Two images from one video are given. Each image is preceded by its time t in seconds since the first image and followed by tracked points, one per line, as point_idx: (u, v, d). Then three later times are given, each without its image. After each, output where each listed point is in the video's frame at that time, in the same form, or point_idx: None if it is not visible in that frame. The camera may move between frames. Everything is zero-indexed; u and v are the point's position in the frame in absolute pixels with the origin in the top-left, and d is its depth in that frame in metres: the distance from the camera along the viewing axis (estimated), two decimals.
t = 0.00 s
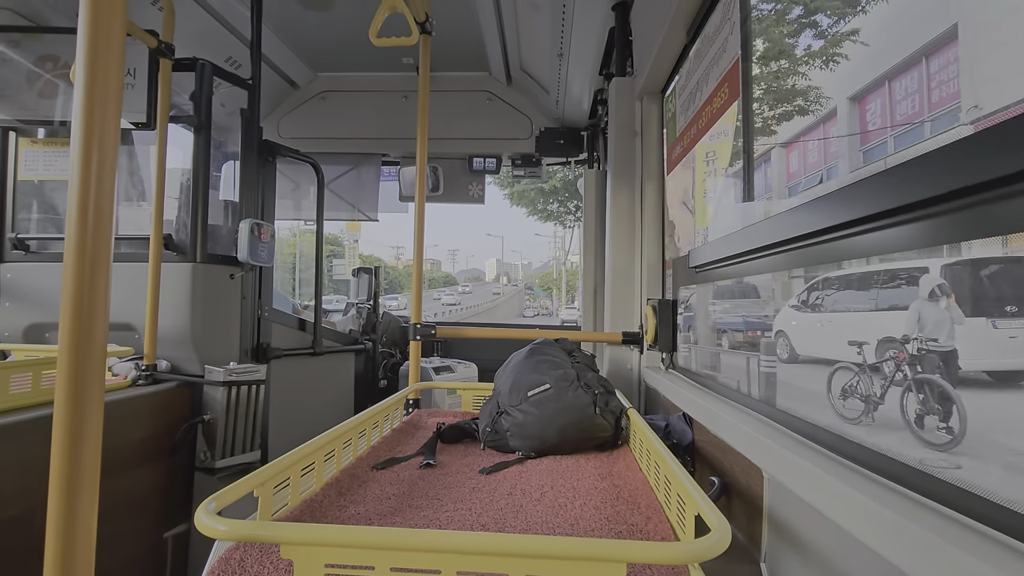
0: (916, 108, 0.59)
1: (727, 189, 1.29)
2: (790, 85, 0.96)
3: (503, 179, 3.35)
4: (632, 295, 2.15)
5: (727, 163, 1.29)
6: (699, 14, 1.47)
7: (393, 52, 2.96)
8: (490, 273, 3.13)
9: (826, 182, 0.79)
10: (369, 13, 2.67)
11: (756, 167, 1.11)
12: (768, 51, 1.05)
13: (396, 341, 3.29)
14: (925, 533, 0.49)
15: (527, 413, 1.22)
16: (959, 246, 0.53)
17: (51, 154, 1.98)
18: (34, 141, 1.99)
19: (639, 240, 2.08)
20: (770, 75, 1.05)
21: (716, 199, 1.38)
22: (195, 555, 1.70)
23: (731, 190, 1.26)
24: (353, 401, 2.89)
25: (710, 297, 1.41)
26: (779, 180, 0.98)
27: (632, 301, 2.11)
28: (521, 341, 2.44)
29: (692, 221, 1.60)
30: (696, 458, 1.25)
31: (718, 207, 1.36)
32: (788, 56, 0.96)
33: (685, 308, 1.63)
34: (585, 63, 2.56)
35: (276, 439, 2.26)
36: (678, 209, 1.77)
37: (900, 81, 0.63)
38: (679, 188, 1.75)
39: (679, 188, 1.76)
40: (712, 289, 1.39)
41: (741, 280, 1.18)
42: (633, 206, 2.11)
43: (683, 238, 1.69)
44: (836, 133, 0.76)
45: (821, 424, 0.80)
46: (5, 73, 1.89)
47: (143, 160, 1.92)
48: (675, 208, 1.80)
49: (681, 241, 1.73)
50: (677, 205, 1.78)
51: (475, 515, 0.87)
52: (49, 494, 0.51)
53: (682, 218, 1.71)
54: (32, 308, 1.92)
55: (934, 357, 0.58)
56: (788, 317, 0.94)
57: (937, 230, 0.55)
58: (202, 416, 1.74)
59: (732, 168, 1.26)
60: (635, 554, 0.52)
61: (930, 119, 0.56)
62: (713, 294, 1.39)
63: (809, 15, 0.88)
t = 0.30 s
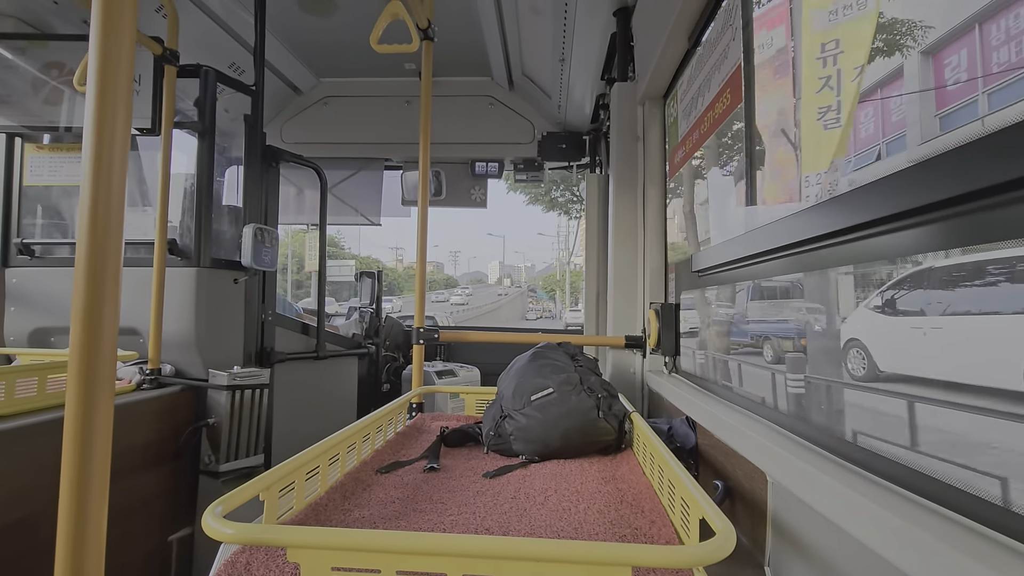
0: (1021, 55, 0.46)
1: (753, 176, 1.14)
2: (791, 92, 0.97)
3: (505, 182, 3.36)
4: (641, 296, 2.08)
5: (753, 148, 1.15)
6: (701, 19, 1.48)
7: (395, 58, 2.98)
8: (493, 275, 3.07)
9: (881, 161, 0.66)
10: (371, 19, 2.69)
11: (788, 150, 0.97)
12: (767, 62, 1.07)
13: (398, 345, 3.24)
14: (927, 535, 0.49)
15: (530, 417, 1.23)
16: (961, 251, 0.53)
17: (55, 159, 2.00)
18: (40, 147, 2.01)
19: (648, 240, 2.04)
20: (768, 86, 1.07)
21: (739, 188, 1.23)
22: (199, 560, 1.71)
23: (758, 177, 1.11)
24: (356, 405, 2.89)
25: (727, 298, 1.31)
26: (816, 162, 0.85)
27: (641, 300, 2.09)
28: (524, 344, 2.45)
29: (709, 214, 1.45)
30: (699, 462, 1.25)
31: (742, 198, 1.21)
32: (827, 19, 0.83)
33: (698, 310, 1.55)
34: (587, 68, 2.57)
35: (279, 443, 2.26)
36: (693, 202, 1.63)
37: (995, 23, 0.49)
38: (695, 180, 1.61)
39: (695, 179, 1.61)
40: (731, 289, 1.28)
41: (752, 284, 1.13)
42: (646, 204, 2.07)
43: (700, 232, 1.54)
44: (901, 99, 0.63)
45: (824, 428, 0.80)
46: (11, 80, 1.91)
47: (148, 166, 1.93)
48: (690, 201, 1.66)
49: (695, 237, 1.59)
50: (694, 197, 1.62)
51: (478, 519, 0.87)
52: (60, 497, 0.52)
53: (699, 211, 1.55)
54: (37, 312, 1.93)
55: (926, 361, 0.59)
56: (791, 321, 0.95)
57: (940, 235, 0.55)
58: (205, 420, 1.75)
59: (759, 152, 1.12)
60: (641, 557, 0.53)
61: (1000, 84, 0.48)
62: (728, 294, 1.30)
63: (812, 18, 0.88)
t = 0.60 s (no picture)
0: None
1: (772, 161, 1.03)
2: (785, 98, 0.98)
3: (504, 186, 3.37)
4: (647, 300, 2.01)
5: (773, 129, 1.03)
6: (697, 24, 1.49)
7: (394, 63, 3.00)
8: (493, 275, 3.04)
9: (930, 130, 0.55)
10: (370, 25, 2.70)
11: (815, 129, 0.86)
12: (761, 69, 1.08)
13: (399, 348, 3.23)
14: (922, 539, 0.49)
15: (529, 421, 1.23)
16: (955, 255, 0.54)
17: (57, 166, 1.96)
18: (40, 153, 1.97)
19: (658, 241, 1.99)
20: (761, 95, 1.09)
21: (756, 176, 1.11)
22: (198, 566, 1.70)
23: (778, 162, 1.00)
24: (356, 409, 2.89)
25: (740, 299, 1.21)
26: (849, 140, 0.74)
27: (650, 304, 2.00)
28: (523, 348, 2.45)
29: (722, 207, 1.33)
30: (698, 465, 1.24)
31: (759, 187, 1.10)
32: None
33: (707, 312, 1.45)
34: (585, 73, 2.58)
35: (279, 448, 2.26)
36: (703, 195, 1.51)
37: None
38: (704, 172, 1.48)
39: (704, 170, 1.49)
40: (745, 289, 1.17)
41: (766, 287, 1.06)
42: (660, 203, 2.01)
43: (711, 227, 1.42)
44: (941, 68, 0.54)
45: (820, 431, 0.81)
46: (13, 87, 1.92)
47: (148, 172, 1.94)
48: (699, 193, 1.53)
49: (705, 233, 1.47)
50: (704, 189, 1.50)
51: (477, 523, 0.87)
52: (59, 501, 0.52)
53: (710, 205, 1.44)
54: (38, 318, 1.93)
55: (920, 366, 0.59)
56: (788, 324, 0.96)
57: (938, 237, 0.55)
58: (205, 425, 1.75)
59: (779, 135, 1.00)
60: (639, 562, 0.53)
61: (1005, 76, 0.46)
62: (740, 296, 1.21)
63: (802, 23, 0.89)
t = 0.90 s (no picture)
0: None
1: (807, 130, 0.87)
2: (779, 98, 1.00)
3: (501, 184, 3.37)
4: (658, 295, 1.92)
5: (810, 94, 0.87)
6: (693, 21, 1.49)
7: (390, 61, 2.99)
8: (491, 271, 3.07)
9: None
10: (365, 23, 2.68)
11: (863, 87, 0.71)
12: (756, 70, 1.10)
13: (396, 347, 3.23)
14: (918, 535, 0.50)
15: (527, 419, 1.23)
16: (949, 251, 0.54)
17: (51, 166, 1.99)
18: (34, 153, 2.00)
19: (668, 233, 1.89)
20: (757, 96, 1.10)
21: (783, 150, 0.96)
22: (197, 567, 1.70)
23: (813, 132, 0.84)
24: (354, 408, 2.89)
25: (761, 296, 1.06)
26: (911, 98, 0.59)
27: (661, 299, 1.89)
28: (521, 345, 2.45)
29: (741, 190, 1.17)
30: (696, 462, 1.25)
31: (787, 165, 0.94)
32: None
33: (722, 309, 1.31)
34: (581, 71, 2.57)
35: (277, 448, 2.25)
36: (718, 179, 1.35)
37: None
38: (720, 155, 1.33)
39: (721, 150, 1.33)
40: (767, 285, 1.03)
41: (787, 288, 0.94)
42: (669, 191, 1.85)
43: (727, 213, 1.27)
44: None
45: (817, 428, 0.81)
46: (6, 87, 1.90)
47: (144, 172, 1.93)
48: (715, 176, 1.37)
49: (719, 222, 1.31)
50: (719, 174, 1.34)
51: (476, 522, 0.87)
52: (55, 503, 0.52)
53: (727, 188, 1.28)
54: (33, 319, 1.92)
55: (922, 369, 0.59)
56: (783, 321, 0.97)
57: (934, 234, 0.55)
58: (203, 426, 1.74)
59: (816, 100, 0.84)
60: (638, 560, 0.53)
61: None
62: (759, 293, 1.07)
63: (804, 24, 0.90)
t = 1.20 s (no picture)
0: None
1: (851, 91, 0.72)
2: (778, 88, 0.99)
3: (497, 174, 3.34)
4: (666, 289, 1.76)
5: (856, 46, 0.72)
6: (691, 8, 1.47)
7: (385, 48, 2.95)
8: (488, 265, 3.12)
9: None
10: (359, 8, 2.64)
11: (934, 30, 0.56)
12: (755, 59, 1.09)
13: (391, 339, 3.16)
14: (918, 522, 0.49)
15: (523, 409, 1.22)
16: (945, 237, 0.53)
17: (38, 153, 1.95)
18: (22, 140, 1.96)
19: (676, 221, 1.74)
20: (756, 84, 1.09)
21: (822, 117, 0.81)
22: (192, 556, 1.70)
23: (860, 91, 0.70)
24: (350, 398, 2.88)
25: (790, 294, 0.91)
26: (1009, 32, 0.46)
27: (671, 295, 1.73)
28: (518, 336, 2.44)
29: (767, 167, 1.02)
30: (693, 452, 1.25)
31: (826, 135, 0.79)
32: None
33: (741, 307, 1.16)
34: (578, 59, 2.55)
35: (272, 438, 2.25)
36: (738, 159, 1.19)
37: None
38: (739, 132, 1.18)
39: (742, 126, 1.17)
40: (798, 280, 0.88)
41: (825, 286, 0.78)
42: (679, 176, 1.69)
43: (749, 196, 1.11)
44: None
45: (817, 417, 0.81)
46: None
47: (135, 160, 1.90)
48: (732, 157, 1.22)
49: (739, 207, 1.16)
50: (737, 154, 1.19)
51: (471, 512, 0.86)
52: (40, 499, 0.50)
53: (748, 167, 1.13)
54: (24, 309, 1.89)
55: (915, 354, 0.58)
56: (779, 310, 0.96)
57: (930, 221, 0.54)
58: (197, 416, 1.73)
59: (862, 53, 0.70)
60: (634, 549, 0.52)
61: None
62: (788, 291, 0.92)
63: (804, 9, 0.89)
